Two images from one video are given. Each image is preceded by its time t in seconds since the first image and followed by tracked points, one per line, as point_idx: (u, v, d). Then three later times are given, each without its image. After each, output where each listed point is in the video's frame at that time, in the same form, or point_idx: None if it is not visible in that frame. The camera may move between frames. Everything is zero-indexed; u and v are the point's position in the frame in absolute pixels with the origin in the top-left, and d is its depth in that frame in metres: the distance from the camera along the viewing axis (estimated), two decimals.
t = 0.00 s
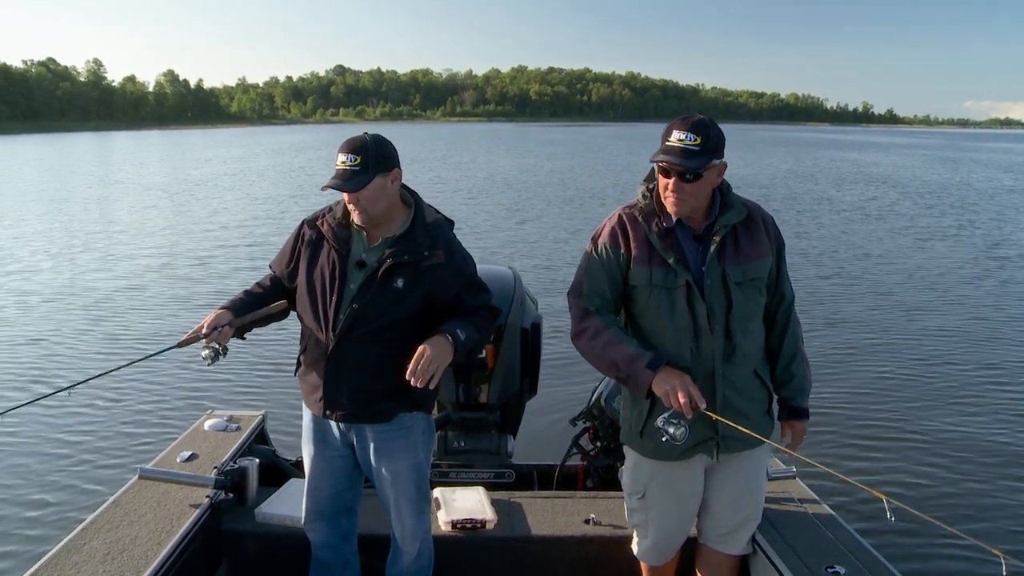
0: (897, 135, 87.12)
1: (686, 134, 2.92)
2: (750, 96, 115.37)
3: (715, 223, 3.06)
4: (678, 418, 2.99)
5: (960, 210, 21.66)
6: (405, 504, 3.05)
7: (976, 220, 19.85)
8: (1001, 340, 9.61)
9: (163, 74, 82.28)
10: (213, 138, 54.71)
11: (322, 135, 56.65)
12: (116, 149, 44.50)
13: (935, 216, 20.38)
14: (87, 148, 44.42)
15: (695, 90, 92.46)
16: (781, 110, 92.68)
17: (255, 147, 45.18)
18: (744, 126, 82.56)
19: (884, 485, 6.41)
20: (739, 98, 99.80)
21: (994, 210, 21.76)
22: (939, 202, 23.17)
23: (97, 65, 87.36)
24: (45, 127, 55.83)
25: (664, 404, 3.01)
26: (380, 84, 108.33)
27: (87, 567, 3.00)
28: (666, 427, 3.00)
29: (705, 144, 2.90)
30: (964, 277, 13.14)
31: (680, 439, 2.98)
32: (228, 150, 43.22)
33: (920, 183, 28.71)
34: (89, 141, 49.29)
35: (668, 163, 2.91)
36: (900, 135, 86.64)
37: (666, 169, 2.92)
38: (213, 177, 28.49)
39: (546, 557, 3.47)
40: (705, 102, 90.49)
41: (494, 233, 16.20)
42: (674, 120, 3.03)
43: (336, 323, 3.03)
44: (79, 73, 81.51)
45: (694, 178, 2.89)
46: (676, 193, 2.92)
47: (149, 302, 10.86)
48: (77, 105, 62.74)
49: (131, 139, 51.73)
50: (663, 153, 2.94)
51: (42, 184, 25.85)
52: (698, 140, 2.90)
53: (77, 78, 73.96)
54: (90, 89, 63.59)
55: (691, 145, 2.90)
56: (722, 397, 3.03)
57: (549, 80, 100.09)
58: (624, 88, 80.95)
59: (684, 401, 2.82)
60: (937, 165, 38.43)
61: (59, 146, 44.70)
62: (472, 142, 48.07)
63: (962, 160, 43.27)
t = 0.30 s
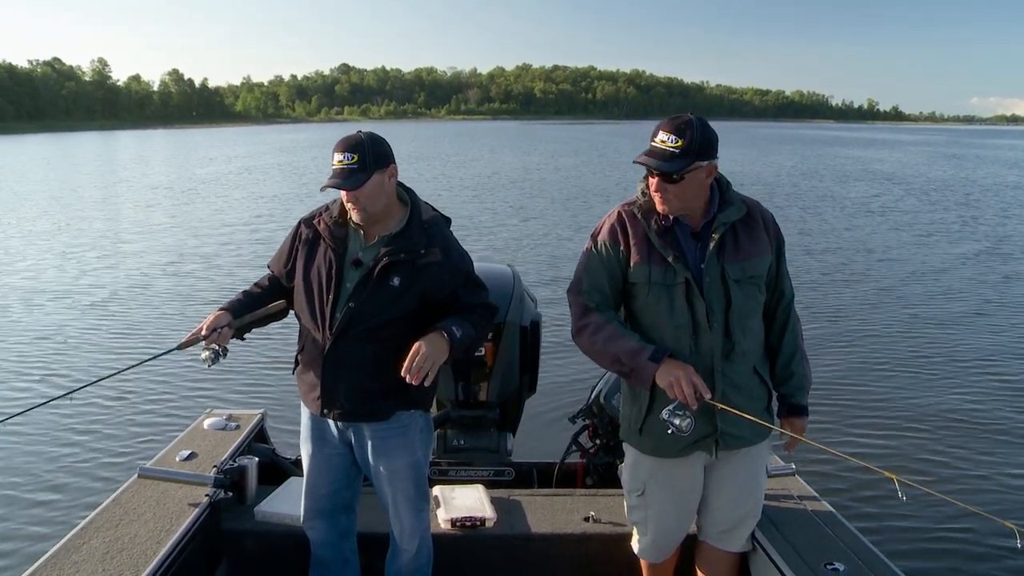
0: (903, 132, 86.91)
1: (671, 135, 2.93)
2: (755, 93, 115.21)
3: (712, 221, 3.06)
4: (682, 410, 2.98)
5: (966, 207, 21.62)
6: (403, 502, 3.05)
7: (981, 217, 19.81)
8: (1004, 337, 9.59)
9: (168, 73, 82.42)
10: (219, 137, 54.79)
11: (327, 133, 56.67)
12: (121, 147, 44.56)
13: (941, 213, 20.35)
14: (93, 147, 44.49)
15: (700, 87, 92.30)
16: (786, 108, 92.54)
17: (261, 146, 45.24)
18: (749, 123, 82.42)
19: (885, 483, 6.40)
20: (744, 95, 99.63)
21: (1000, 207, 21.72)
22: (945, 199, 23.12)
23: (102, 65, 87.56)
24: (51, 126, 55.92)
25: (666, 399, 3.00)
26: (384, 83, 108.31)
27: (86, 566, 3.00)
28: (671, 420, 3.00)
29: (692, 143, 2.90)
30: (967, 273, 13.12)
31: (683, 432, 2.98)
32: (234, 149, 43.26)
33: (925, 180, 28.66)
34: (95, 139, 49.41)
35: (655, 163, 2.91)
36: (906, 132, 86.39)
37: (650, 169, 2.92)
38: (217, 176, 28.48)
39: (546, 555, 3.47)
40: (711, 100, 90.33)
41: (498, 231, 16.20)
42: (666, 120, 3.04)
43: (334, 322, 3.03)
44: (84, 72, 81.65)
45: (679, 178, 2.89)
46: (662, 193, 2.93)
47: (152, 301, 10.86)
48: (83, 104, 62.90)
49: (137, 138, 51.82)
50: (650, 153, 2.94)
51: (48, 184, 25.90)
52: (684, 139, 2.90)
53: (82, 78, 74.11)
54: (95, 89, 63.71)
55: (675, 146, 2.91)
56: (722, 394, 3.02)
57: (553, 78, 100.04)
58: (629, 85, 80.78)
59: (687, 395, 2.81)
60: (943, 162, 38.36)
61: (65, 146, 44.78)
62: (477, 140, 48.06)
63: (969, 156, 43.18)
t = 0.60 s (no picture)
0: (909, 132, 86.76)
1: (671, 134, 2.93)
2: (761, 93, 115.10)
3: (711, 220, 3.05)
4: (683, 409, 2.98)
5: (973, 207, 21.59)
6: (403, 501, 3.05)
7: (987, 217, 19.79)
8: (1007, 337, 9.56)
9: (174, 72, 82.61)
10: (225, 135, 54.91)
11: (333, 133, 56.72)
12: (129, 146, 44.71)
13: (948, 213, 20.33)
14: (101, 146, 44.64)
15: (706, 87, 92.17)
16: (792, 108, 92.45)
17: (268, 144, 45.31)
18: (755, 123, 82.34)
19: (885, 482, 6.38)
20: (750, 95, 99.47)
21: (1007, 207, 21.67)
22: (952, 199, 23.08)
23: (109, 64, 87.83)
24: (59, 125, 56.10)
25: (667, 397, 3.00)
26: (390, 82, 108.39)
27: (86, 565, 3.00)
28: (672, 419, 2.99)
29: (689, 143, 2.89)
30: (972, 273, 13.08)
31: (685, 431, 2.97)
32: (240, 147, 43.34)
33: (932, 180, 28.62)
34: (103, 138, 49.59)
35: (652, 162, 2.92)
36: (912, 131, 86.18)
37: (648, 168, 2.92)
38: (222, 175, 28.51)
39: (545, 554, 3.47)
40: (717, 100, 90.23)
41: (503, 229, 16.21)
42: (664, 119, 3.03)
43: (333, 321, 3.02)
44: (91, 71, 81.90)
45: (678, 178, 2.89)
46: (661, 193, 2.92)
47: (155, 298, 10.86)
48: (89, 104, 63.15)
49: (145, 137, 51.97)
50: (649, 153, 2.94)
51: (53, 182, 25.96)
52: (684, 138, 2.90)
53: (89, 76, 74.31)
54: (101, 88, 63.91)
55: (675, 144, 2.91)
56: (722, 393, 3.02)
57: (558, 77, 99.99)
58: (635, 85, 80.68)
59: (687, 394, 2.81)
60: (950, 162, 38.30)
61: (73, 145, 44.93)
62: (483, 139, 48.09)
63: (976, 156, 43.11)
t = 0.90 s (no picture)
0: (916, 133, 86.63)
1: (677, 132, 2.92)
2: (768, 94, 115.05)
3: (713, 220, 3.05)
4: (682, 412, 2.99)
5: (979, 208, 21.57)
6: (402, 501, 3.05)
7: (994, 218, 19.76)
8: (1010, 338, 9.54)
9: (181, 72, 82.79)
10: (232, 135, 54.99)
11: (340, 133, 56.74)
12: (137, 146, 44.80)
13: (954, 214, 20.31)
14: (108, 145, 44.74)
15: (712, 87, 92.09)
16: (798, 109, 92.46)
17: (275, 144, 45.35)
18: (761, 124, 82.30)
19: (885, 483, 6.37)
20: (758, 96, 99.42)
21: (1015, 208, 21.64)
22: (959, 201, 23.05)
23: (116, 63, 88.11)
24: (68, 125, 56.22)
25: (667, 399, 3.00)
26: (396, 82, 108.46)
27: (86, 565, 3.00)
28: (670, 422, 3.00)
29: (693, 141, 2.89)
30: (976, 274, 13.07)
31: (684, 434, 2.98)
32: (247, 147, 43.37)
33: (938, 181, 28.58)
34: (110, 138, 49.67)
35: (660, 161, 2.92)
36: (919, 133, 86.05)
37: (655, 166, 2.92)
38: (229, 174, 28.55)
39: (545, 555, 3.47)
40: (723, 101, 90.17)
41: (508, 230, 16.22)
42: (666, 119, 3.03)
43: (330, 323, 3.02)
44: (98, 71, 82.06)
45: (686, 175, 2.89)
46: (670, 191, 2.92)
47: (158, 297, 10.87)
48: (96, 103, 63.40)
49: (152, 137, 52.07)
50: (655, 151, 2.94)
51: (60, 181, 26.02)
52: (689, 138, 2.90)
53: (96, 76, 74.44)
54: (108, 87, 64.06)
55: (681, 143, 2.90)
56: (722, 394, 3.02)
57: (564, 78, 100.02)
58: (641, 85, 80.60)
59: (687, 396, 2.81)
60: (957, 163, 38.25)
61: (82, 144, 45.03)
62: (490, 139, 48.14)
63: (983, 157, 43.05)
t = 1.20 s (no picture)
0: (922, 135, 86.59)
1: (683, 131, 2.91)
2: (773, 95, 115.04)
3: (713, 221, 3.06)
4: (680, 414, 3.00)
5: (985, 210, 21.56)
6: (402, 502, 3.05)
7: (1001, 220, 19.75)
8: (1014, 339, 9.52)
9: (188, 72, 83.10)
10: (239, 136, 55.17)
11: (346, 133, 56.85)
12: (144, 146, 44.98)
13: (960, 216, 20.30)
14: (116, 145, 44.93)
15: (717, 89, 92.10)
16: (804, 111, 92.51)
17: (282, 144, 45.47)
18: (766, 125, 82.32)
19: (885, 485, 6.36)
20: (764, 98, 99.39)
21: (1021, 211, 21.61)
22: (965, 203, 23.04)
23: (123, 64, 88.48)
24: (77, 126, 56.47)
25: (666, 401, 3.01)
26: (401, 83, 108.64)
27: (87, 565, 3.00)
28: (668, 424, 3.01)
29: (702, 140, 2.90)
30: (981, 276, 13.05)
31: (681, 436, 2.99)
32: (254, 147, 43.50)
33: (944, 184, 28.57)
34: (118, 138, 49.89)
35: (667, 160, 2.92)
36: (925, 135, 86.03)
37: (668, 166, 2.92)
38: (235, 174, 28.63)
39: (545, 555, 3.47)
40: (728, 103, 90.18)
41: (513, 230, 16.26)
42: (670, 119, 3.03)
43: (327, 325, 3.03)
44: (105, 72, 82.37)
45: (694, 174, 2.90)
46: (677, 190, 2.93)
47: (162, 297, 10.89)
48: (102, 103, 63.68)
49: (160, 137, 52.24)
50: (661, 151, 2.94)
51: (66, 181, 26.13)
52: (695, 136, 2.89)
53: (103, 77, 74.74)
54: (115, 88, 64.30)
55: (689, 140, 2.89)
56: (722, 396, 3.02)
57: (570, 79, 100.12)
58: (647, 87, 80.61)
59: (686, 397, 2.81)
60: (963, 165, 38.22)
61: (90, 144, 45.22)
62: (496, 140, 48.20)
63: (990, 160, 43.00)
